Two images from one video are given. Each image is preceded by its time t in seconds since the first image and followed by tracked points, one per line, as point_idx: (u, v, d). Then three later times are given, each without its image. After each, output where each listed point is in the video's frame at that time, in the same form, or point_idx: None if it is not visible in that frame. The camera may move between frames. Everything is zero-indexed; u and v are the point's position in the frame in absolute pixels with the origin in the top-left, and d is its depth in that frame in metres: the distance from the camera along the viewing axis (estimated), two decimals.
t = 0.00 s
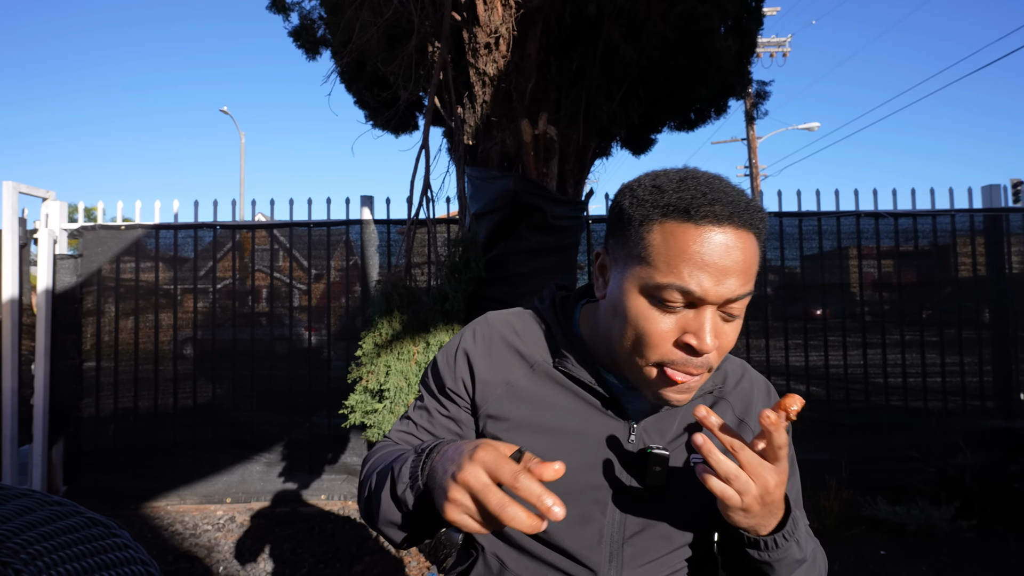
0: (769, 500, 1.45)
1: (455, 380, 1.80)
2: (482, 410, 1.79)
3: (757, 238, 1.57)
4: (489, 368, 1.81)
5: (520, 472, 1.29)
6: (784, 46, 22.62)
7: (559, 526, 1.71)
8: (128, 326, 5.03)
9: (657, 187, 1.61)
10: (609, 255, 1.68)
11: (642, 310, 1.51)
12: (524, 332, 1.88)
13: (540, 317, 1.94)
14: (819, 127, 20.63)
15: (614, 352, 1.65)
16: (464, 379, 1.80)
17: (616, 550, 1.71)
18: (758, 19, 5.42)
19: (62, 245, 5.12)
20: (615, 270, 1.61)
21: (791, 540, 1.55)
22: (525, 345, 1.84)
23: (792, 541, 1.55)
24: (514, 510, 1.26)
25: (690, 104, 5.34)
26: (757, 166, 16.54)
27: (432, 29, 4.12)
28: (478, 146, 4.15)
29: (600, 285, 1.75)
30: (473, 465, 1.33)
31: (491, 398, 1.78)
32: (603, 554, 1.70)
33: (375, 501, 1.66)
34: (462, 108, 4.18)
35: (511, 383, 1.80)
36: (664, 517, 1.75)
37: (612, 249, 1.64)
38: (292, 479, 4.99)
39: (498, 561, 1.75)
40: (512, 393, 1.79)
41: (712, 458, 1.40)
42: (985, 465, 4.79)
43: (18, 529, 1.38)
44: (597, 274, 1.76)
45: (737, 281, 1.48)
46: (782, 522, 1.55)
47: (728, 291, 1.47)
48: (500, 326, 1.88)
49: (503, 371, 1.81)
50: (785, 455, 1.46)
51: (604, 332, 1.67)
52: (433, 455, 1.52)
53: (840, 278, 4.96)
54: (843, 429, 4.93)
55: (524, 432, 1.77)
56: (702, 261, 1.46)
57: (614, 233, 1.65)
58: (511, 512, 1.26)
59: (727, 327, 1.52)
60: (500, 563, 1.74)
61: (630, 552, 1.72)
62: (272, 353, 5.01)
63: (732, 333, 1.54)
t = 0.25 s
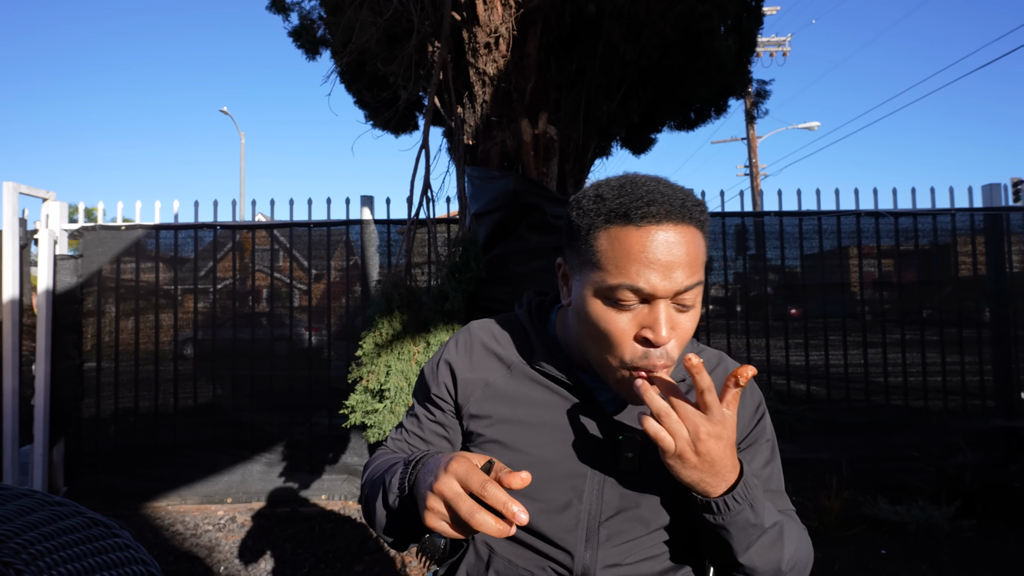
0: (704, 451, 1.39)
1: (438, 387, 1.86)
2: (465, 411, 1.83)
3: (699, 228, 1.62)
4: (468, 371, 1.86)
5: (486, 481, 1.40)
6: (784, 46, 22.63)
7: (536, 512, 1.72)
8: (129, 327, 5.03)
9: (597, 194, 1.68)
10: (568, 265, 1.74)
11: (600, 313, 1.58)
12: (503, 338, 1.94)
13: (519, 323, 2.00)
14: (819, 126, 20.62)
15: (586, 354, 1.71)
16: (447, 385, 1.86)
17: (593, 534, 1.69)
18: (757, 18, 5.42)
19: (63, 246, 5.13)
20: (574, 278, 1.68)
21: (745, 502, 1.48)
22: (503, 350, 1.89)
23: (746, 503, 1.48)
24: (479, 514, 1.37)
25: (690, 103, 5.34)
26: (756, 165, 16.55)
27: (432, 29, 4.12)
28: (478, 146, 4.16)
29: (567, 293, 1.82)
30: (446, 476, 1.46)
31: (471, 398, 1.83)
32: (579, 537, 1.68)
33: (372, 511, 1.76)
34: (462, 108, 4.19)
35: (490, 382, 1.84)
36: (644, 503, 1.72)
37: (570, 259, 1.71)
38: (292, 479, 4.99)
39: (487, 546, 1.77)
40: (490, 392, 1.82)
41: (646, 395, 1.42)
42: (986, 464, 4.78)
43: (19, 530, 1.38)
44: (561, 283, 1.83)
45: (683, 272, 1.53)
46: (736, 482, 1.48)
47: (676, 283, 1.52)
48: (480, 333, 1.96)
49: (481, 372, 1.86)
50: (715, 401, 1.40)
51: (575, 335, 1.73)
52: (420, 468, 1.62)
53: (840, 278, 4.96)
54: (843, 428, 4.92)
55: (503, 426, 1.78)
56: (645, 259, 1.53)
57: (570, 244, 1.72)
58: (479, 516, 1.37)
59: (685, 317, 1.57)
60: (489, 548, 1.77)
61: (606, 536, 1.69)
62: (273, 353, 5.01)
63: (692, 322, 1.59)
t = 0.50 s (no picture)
0: (661, 443, 1.38)
1: (426, 394, 1.89)
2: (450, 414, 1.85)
3: (649, 220, 1.70)
4: (454, 376, 1.88)
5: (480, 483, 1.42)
6: (784, 45, 22.61)
7: (518, 503, 1.72)
8: (129, 326, 5.03)
9: (551, 198, 1.78)
10: (534, 267, 1.83)
11: (563, 306, 1.66)
12: (486, 343, 1.97)
13: (501, 328, 2.02)
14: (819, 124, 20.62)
15: (558, 348, 1.77)
16: (434, 391, 1.89)
17: (575, 520, 1.67)
18: (757, 17, 5.41)
19: (63, 246, 5.13)
20: (539, 278, 1.76)
21: (709, 490, 1.44)
22: (485, 353, 1.92)
23: (711, 491, 1.45)
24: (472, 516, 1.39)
25: (690, 102, 5.33)
26: (757, 164, 16.54)
27: (432, 28, 4.12)
28: (478, 146, 4.16)
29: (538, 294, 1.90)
30: (435, 483, 1.47)
31: (456, 399, 1.84)
32: (561, 523, 1.68)
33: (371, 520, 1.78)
34: (462, 107, 4.20)
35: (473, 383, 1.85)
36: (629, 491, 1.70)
37: (535, 262, 1.80)
38: (293, 478, 4.99)
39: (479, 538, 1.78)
40: (474, 394, 1.83)
41: (597, 397, 1.38)
42: (986, 463, 4.78)
43: (20, 530, 1.38)
44: (531, 286, 1.91)
45: (634, 260, 1.60)
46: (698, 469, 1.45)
47: (629, 271, 1.59)
48: (466, 339, 1.98)
49: (466, 374, 1.87)
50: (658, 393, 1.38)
51: (547, 332, 1.80)
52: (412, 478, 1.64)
53: (841, 277, 4.96)
54: (844, 427, 4.92)
55: (486, 425, 1.79)
56: (597, 251, 1.60)
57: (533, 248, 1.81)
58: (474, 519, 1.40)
59: (644, 304, 1.64)
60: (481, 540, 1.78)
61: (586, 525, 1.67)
62: (273, 352, 5.01)
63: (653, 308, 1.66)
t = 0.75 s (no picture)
0: (647, 433, 1.37)
1: (418, 397, 1.92)
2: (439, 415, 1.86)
3: (619, 216, 1.72)
4: (444, 378, 1.90)
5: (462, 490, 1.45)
6: (784, 45, 22.61)
7: (500, 496, 1.71)
8: (129, 326, 5.03)
9: (521, 209, 1.79)
10: (515, 275, 1.83)
11: (551, 310, 1.66)
12: (474, 346, 1.99)
13: (490, 332, 2.03)
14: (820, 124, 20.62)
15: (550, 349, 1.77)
16: (425, 394, 1.91)
17: (555, 510, 1.64)
18: (758, 16, 5.40)
19: (62, 245, 5.12)
20: (523, 285, 1.76)
21: (680, 485, 1.41)
22: (473, 356, 1.94)
23: (682, 486, 1.41)
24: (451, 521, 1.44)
25: (691, 102, 5.32)
26: (757, 164, 16.54)
27: (432, 27, 4.12)
28: (478, 145, 4.16)
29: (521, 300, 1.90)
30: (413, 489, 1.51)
31: (445, 400, 1.86)
32: (541, 514, 1.65)
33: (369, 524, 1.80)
34: (462, 106, 4.20)
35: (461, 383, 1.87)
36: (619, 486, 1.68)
37: (516, 270, 1.80)
38: (292, 478, 4.98)
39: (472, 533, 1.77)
40: (462, 394, 1.85)
41: (581, 388, 1.37)
42: (986, 463, 4.78)
43: (18, 529, 1.38)
44: (513, 295, 1.92)
45: (613, 255, 1.61)
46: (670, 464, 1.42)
47: (609, 267, 1.60)
48: (457, 343, 2.01)
49: (454, 376, 1.90)
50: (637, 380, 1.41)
51: (535, 335, 1.81)
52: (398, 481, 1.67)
53: (841, 276, 4.95)
54: (844, 427, 4.92)
55: (469, 421, 1.80)
56: (575, 251, 1.61)
57: (513, 258, 1.81)
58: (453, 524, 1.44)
59: (629, 296, 1.64)
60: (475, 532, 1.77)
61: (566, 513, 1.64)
62: (273, 352, 5.01)
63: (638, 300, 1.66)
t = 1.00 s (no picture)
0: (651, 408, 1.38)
1: (411, 400, 1.93)
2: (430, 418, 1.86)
3: (597, 219, 1.70)
4: (434, 381, 1.91)
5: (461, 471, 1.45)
6: (783, 47, 22.65)
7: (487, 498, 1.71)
8: (127, 327, 5.02)
9: (501, 218, 1.79)
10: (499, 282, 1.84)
11: (533, 316, 1.66)
12: (463, 349, 1.99)
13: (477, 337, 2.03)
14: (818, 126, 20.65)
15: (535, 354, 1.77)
16: (418, 397, 1.92)
17: (540, 512, 1.63)
18: (756, 19, 5.41)
19: (60, 246, 5.12)
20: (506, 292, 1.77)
21: (657, 466, 1.39)
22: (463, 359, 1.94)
23: (660, 467, 1.39)
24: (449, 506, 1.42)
25: (689, 104, 5.32)
26: (755, 166, 16.56)
27: (431, 29, 4.12)
28: (477, 146, 4.16)
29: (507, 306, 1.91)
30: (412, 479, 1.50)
31: (434, 403, 1.87)
32: (527, 516, 1.64)
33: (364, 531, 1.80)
34: (461, 108, 4.22)
35: (451, 386, 1.88)
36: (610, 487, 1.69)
37: (498, 277, 1.81)
38: (289, 479, 4.97)
39: (463, 537, 1.77)
40: (451, 397, 1.85)
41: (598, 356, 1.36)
42: (984, 465, 4.78)
43: (15, 531, 1.37)
44: (498, 300, 1.93)
45: (590, 260, 1.60)
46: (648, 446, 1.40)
47: (588, 272, 1.59)
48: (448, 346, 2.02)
49: (444, 379, 1.90)
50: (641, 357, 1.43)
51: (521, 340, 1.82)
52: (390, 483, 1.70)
53: (840, 278, 4.96)
54: (842, 429, 4.92)
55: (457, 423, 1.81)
56: (553, 258, 1.60)
57: (496, 266, 1.81)
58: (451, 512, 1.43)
59: (608, 299, 1.64)
60: (465, 536, 1.76)
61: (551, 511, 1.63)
62: (271, 353, 5.00)
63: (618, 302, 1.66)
